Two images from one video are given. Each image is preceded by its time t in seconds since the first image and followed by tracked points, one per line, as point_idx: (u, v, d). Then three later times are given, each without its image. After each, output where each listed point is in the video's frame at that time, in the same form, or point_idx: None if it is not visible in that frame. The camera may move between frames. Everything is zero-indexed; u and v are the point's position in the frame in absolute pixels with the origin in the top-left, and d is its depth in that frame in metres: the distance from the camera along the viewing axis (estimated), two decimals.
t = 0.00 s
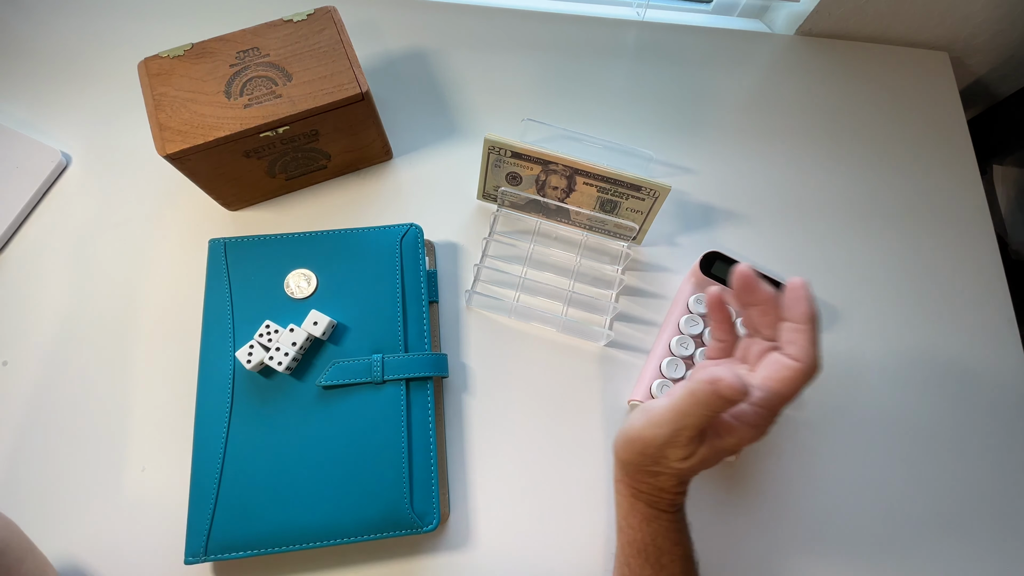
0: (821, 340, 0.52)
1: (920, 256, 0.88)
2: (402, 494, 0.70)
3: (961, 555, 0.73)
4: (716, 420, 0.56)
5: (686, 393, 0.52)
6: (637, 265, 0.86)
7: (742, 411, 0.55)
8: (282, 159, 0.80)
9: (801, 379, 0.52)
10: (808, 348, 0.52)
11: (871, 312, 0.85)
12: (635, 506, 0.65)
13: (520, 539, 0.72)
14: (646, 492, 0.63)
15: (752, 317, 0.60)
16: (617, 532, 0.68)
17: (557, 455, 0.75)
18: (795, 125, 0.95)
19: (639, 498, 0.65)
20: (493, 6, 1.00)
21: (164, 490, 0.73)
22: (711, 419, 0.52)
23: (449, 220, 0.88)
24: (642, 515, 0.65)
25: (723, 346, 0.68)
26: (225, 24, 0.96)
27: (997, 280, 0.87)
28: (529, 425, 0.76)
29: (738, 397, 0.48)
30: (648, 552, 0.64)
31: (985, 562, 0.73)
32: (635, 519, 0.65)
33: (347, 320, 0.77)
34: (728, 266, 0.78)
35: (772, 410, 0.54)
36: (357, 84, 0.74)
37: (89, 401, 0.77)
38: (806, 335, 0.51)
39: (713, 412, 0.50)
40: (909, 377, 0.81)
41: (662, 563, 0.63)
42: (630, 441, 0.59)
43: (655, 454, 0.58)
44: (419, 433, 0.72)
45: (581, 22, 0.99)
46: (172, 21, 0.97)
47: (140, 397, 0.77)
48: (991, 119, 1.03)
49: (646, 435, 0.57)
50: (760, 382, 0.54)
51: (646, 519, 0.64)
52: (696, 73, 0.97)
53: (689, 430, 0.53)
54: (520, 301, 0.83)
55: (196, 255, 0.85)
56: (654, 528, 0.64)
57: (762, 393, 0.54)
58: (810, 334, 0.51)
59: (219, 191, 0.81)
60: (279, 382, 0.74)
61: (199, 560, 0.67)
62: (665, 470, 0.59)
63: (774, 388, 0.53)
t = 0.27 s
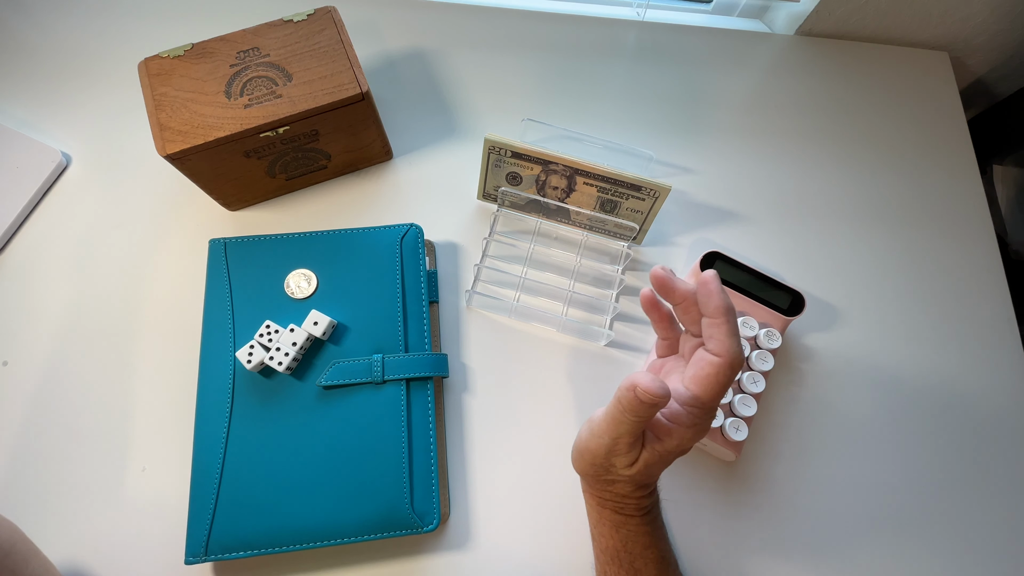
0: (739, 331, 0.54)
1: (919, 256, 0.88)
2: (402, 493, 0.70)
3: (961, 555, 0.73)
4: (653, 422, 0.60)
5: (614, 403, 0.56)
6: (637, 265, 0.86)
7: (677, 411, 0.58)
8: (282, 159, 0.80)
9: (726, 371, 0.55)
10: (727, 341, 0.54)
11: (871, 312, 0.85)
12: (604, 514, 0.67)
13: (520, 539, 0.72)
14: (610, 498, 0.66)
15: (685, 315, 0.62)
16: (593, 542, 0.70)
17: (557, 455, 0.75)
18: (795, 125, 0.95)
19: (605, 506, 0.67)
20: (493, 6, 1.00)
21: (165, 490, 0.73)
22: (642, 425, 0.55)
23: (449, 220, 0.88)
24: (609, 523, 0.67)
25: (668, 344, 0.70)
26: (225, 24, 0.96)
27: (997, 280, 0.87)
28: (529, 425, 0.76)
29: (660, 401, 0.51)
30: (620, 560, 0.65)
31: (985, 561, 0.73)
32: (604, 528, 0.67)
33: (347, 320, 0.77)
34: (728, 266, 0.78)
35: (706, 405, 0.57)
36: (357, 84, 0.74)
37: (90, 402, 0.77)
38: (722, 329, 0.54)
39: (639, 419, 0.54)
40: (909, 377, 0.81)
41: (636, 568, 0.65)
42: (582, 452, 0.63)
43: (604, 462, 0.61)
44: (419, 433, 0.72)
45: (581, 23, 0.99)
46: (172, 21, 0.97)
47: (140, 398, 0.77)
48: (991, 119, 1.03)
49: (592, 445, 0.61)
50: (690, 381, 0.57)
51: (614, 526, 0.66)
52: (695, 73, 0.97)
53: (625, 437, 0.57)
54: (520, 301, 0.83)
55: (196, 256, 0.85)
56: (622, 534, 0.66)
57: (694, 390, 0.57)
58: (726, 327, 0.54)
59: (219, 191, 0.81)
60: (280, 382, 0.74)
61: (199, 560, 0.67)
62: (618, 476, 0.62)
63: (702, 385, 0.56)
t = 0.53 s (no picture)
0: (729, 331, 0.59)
1: (919, 256, 0.88)
2: (401, 494, 0.70)
3: (960, 554, 0.73)
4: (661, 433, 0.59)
5: (628, 413, 0.54)
6: (637, 265, 0.86)
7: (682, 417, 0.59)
8: (282, 159, 0.80)
9: (726, 371, 0.58)
10: (723, 342, 0.58)
11: (871, 312, 0.85)
12: (600, 533, 0.66)
13: (519, 539, 0.72)
14: (606, 517, 0.65)
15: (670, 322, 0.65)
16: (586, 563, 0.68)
17: (556, 455, 0.75)
18: (794, 125, 0.95)
19: (601, 524, 0.66)
20: (493, 6, 1.00)
21: (164, 490, 0.73)
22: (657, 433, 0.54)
23: (449, 220, 0.88)
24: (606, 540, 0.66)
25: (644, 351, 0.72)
26: (225, 24, 0.96)
27: (997, 280, 0.87)
28: (529, 425, 0.76)
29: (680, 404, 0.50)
30: None
31: (985, 562, 0.73)
32: (601, 547, 0.66)
33: (347, 320, 0.77)
34: (728, 266, 0.78)
35: (708, 407, 0.59)
36: (357, 84, 0.74)
37: (89, 402, 0.77)
38: (718, 330, 0.58)
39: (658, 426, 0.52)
40: (908, 377, 0.81)
41: None
42: (584, 470, 0.61)
43: (610, 479, 0.60)
44: (419, 433, 0.72)
45: (581, 22, 0.99)
46: (172, 21, 0.97)
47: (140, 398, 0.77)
48: (991, 119, 1.03)
49: (599, 462, 0.59)
50: (691, 385, 0.59)
51: (612, 544, 0.65)
52: (695, 73, 0.97)
53: (638, 449, 0.55)
54: (520, 301, 0.83)
55: (196, 256, 0.85)
56: (621, 551, 0.65)
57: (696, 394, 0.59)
58: (722, 328, 0.58)
59: (219, 191, 0.81)
60: (279, 382, 0.74)
61: (199, 560, 0.67)
62: (621, 493, 0.61)
63: (704, 387, 0.58)
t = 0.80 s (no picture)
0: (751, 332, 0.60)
1: (919, 256, 0.88)
2: (402, 493, 0.70)
3: (961, 554, 0.73)
4: (675, 426, 0.59)
5: (638, 402, 0.55)
6: (637, 264, 0.86)
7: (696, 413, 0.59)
8: (282, 159, 0.80)
9: (746, 370, 0.59)
10: (743, 342, 0.60)
11: (871, 312, 0.85)
12: (614, 523, 0.67)
13: (519, 538, 0.72)
14: (621, 507, 0.66)
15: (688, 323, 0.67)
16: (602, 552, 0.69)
17: (557, 454, 0.75)
18: (794, 125, 0.95)
19: (616, 515, 0.67)
20: (494, 6, 1.00)
21: (164, 489, 0.73)
22: (666, 422, 0.55)
23: (449, 220, 0.88)
24: (621, 531, 0.67)
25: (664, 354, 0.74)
26: (225, 24, 0.96)
27: (997, 280, 0.87)
28: (529, 425, 0.76)
29: (686, 391, 0.51)
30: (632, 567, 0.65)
31: (985, 562, 0.73)
32: (615, 537, 0.67)
33: (348, 319, 0.77)
34: (728, 266, 0.78)
35: (725, 406, 0.59)
36: (357, 84, 0.74)
37: (88, 402, 0.77)
38: (738, 329, 0.60)
39: (666, 414, 0.53)
40: (908, 377, 0.81)
41: (649, 575, 0.65)
42: (598, 459, 0.62)
43: (623, 468, 0.60)
44: (419, 433, 0.72)
45: (581, 22, 0.99)
46: (172, 21, 0.97)
47: (139, 398, 0.77)
48: (991, 119, 1.03)
49: (611, 451, 0.60)
50: (710, 382, 0.60)
51: (626, 534, 0.66)
52: (695, 73, 0.97)
53: (648, 438, 0.56)
54: (520, 301, 0.83)
55: (196, 256, 0.85)
56: (635, 542, 0.66)
57: (714, 391, 0.60)
58: (742, 327, 0.59)
59: (220, 191, 0.81)
60: (280, 382, 0.74)
61: (199, 560, 0.67)
62: (635, 483, 0.62)
63: (723, 384, 0.59)
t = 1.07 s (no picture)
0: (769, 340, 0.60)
1: (919, 256, 0.88)
2: (402, 493, 0.70)
3: (960, 554, 0.73)
4: (687, 430, 0.59)
5: (652, 406, 0.55)
6: (637, 264, 0.86)
7: (711, 419, 0.58)
8: (282, 159, 0.80)
9: (762, 378, 0.59)
10: (762, 349, 0.59)
11: (871, 312, 0.85)
12: (622, 523, 0.67)
13: (519, 538, 0.72)
14: (629, 507, 0.66)
15: (706, 327, 0.65)
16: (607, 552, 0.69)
17: (556, 454, 0.75)
18: (795, 125, 0.95)
19: (624, 515, 0.67)
20: (493, 6, 1.00)
21: (164, 489, 0.73)
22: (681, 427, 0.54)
23: (449, 219, 0.88)
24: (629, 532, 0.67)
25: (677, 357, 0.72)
26: (225, 24, 0.96)
27: (997, 280, 0.87)
28: (529, 425, 0.76)
29: (703, 397, 0.50)
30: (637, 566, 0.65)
31: (985, 561, 0.73)
32: (622, 537, 0.67)
33: (348, 319, 0.77)
34: (728, 266, 0.78)
35: (741, 413, 0.59)
36: (357, 84, 0.74)
37: (88, 402, 0.77)
38: (758, 335, 0.59)
39: (681, 418, 0.53)
40: (908, 377, 0.81)
41: None
42: (608, 460, 0.62)
43: (633, 470, 0.60)
44: (419, 433, 0.72)
45: (581, 22, 0.99)
46: (172, 21, 0.97)
47: (139, 397, 0.77)
48: (991, 118, 1.03)
49: (623, 452, 0.60)
50: (726, 388, 0.60)
51: (633, 535, 0.66)
52: (695, 73, 0.97)
53: (662, 442, 0.56)
54: (520, 301, 0.83)
55: (196, 256, 0.85)
56: (641, 543, 0.66)
57: (729, 397, 0.59)
58: (761, 334, 0.59)
59: (220, 191, 0.81)
60: (280, 382, 0.74)
61: (199, 560, 0.67)
62: (644, 484, 0.62)
63: (739, 392, 0.59)
